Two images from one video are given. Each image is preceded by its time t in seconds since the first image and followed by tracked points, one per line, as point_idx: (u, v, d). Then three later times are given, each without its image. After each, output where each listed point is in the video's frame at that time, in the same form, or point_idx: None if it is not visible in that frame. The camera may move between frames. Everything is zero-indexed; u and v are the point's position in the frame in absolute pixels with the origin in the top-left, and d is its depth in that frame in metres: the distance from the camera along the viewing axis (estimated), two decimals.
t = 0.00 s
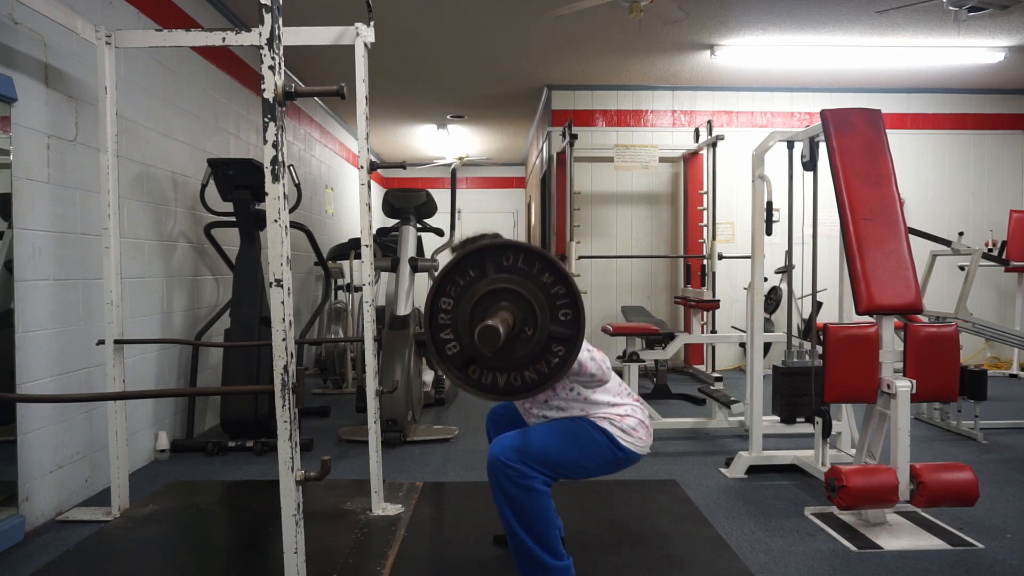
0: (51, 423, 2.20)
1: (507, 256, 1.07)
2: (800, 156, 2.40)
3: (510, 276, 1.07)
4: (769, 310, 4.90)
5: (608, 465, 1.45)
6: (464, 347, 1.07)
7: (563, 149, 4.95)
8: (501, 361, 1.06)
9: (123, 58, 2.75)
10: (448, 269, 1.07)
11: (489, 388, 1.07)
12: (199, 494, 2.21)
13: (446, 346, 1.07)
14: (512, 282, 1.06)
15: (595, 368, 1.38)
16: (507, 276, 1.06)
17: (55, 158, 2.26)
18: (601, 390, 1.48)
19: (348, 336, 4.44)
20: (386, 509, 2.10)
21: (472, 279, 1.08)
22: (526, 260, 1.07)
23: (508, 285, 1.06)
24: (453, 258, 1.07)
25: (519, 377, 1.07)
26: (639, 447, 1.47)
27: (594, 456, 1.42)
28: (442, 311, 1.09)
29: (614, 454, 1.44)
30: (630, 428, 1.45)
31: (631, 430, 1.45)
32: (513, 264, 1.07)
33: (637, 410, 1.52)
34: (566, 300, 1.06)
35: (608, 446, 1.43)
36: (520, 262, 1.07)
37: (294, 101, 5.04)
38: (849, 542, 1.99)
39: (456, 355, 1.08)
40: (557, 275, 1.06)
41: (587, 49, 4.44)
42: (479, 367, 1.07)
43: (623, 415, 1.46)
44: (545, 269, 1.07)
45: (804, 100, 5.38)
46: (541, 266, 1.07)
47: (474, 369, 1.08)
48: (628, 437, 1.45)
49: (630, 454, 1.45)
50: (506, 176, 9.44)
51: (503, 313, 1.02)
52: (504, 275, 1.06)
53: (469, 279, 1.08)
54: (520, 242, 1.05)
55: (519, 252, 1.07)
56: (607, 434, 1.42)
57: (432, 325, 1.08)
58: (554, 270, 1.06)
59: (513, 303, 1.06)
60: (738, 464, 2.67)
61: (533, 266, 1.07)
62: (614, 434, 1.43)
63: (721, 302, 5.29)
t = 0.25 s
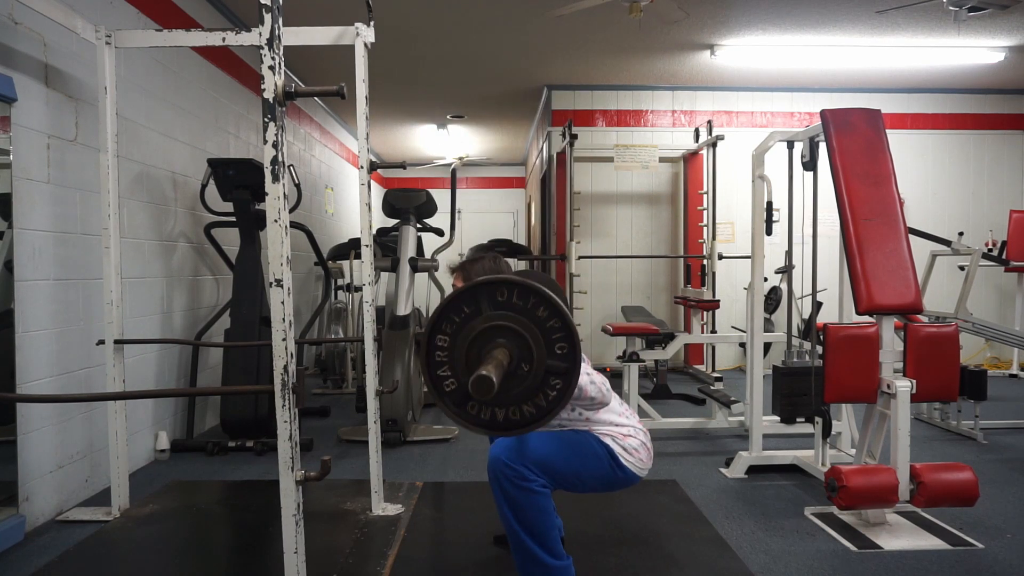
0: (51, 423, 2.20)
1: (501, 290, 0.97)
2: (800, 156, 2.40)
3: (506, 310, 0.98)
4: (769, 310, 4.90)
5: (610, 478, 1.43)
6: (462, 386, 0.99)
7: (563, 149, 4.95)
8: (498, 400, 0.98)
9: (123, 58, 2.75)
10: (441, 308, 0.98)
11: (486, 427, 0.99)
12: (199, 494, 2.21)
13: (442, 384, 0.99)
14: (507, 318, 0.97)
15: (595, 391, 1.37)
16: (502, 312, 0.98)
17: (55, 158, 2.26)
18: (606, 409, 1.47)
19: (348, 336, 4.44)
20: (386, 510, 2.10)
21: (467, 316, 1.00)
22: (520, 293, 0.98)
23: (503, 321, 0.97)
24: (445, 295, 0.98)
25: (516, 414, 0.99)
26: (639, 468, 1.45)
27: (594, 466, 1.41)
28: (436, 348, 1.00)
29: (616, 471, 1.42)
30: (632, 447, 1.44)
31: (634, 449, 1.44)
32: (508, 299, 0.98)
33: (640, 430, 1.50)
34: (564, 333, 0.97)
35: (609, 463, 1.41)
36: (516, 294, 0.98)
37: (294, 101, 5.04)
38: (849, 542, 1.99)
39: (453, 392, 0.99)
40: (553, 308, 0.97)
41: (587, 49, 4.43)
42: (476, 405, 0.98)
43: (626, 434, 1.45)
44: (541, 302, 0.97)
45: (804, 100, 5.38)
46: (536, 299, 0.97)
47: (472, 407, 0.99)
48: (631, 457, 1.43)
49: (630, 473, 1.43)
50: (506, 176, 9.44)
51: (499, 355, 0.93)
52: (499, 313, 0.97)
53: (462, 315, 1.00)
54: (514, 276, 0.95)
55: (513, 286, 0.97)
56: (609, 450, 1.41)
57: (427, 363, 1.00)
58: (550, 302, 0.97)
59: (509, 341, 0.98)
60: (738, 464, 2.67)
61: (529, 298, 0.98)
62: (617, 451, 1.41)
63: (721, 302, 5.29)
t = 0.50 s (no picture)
0: (52, 423, 2.20)
1: (496, 311, 0.99)
2: (801, 156, 2.40)
3: (501, 331, 0.99)
4: (769, 310, 4.90)
5: (610, 486, 1.44)
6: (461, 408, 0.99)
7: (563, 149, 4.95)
8: (497, 420, 0.99)
9: (123, 58, 2.75)
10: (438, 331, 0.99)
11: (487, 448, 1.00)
12: (199, 494, 2.21)
13: (440, 408, 1.00)
14: (504, 340, 0.98)
15: (594, 407, 1.44)
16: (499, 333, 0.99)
17: (55, 158, 2.26)
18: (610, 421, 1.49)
19: (348, 336, 4.44)
20: (386, 509, 2.10)
21: (464, 337, 1.01)
22: (516, 314, 0.99)
23: (500, 342, 0.98)
24: (441, 318, 0.99)
25: (516, 433, 1.00)
26: (639, 481, 1.47)
27: (593, 471, 1.41)
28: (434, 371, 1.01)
29: (617, 482, 1.43)
30: (634, 460, 1.46)
31: (635, 462, 1.46)
32: (504, 320, 0.99)
33: (642, 443, 1.53)
34: (560, 353, 0.98)
35: (608, 473, 1.42)
36: (511, 315, 0.99)
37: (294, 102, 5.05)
38: (849, 542, 1.99)
39: (452, 414, 1.00)
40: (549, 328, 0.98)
41: (587, 49, 4.43)
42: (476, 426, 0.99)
43: (629, 447, 1.48)
44: (537, 322, 0.98)
45: (804, 100, 5.38)
46: (532, 320, 0.98)
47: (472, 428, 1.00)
48: (632, 468, 1.45)
49: (631, 485, 1.45)
50: (506, 176, 9.45)
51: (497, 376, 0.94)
52: (496, 334, 0.98)
53: (459, 337, 1.00)
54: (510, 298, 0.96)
55: (509, 306, 0.98)
56: (611, 459, 1.43)
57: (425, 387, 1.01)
58: (546, 323, 0.98)
59: (507, 361, 0.98)
60: (738, 464, 2.67)
61: (524, 319, 0.99)
62: (618, 461, 1.43)
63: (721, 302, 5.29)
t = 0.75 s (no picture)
0: (51, 424, 2.20)
1: (495, 318, 0.98)
2: (801, 156, 2.40)
3: (500, 338, 0.99)
4: (769, 310, 4.90)
5: (611, 489, 1.44)
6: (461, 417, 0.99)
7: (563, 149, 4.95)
8: (497, 428, 0.98)
9: (123, 58, 2.75)
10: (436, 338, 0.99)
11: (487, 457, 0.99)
12: (199, 494, 2.21)
13: (440, 416, 1.00)
14: (503, 346, 0.98)
15: (595, 413, 1.42)
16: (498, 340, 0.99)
17: (55, 158, 2.26)
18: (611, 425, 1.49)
19: (348, 336, 4.44)
20: (386, 509, 2.10)
21: (463, 344, 1.00)
22: (515, 321, 0.99)
23: (499, 349, 0.98)
24: (440, 325, 0.99)
25: (517, 441, 0.99)
26: (640, 485, 1.47)
27: (595, 473, 1.42)
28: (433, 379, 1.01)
29: (618, 486, 1.44)
30: (635, 465, 1.46)
31: (636, 466, 1.46)
32: (503, 326, 0.99)
33: (644, 447, 1.53)
34: (560, 359, 0.98)
35: (609, 477, 1.43)
36: (510, 322, 0.99)
37: (294, 102, 5.04)
38: (849, 542, 1.99)
39: (452, 421, 1.00)
40: (549, 334, 0.98)
41: (587, 48, 4.43)
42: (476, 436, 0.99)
43: (630, 451, 1.48)
44: (536, 328, 0.98)
45: (804, 100, 5.38)
46: (532, 326, 0.98)
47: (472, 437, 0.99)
48: (633, 473, 1.46)
49: (632, 489, 1.46)
50: (506, 176, 9.44)
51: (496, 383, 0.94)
52: (495, 340, 0.98)
53: (457, 344, 1.00)
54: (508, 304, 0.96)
55: (507, 313, 0.98)
56: (612, 463, 1.43)
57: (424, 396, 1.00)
58: (545, 329, 0.98)
59: (506, 368, 0.98)
60: (738, 464, 2.66)
61: (523, 325, 0.99)
62: (619, 466, 1.43)
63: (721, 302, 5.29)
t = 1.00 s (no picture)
0: (51, 424, 2.20)
1: (495, 305, 1.03)
2: (800, 156, 2.40)
3: (499, 324, 1.04)
4: (769, 310, 4.90)
5: (609, 484, 1.44)
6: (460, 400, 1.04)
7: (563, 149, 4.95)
8: (496, 411, 1.03)
9: (123, 58, 2.75)
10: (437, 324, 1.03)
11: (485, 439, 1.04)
12: (199, 494, 2.21)
13: (441, 400, 1.05)
14: (502, 332, 1.03)
15: (594, 403, 1.40)
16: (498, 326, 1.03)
17: (55, 158, 2.26)
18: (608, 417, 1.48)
19: (348, 336, 4.44)
20: (386, 509, 2.10)
21: (463, 330, 1.05)
22: (514, 308, 1.03)
23: (498, 336, 1.03)
24: (441, 311, 1.03)
25: (515, 425, 1.05)
26: (640, 475, 1.46)
27: (594, 469, 1.41)
28: (433, 365, 1.05)
29: (618, 478, 1.43)
30: (635, 455, 1.45)
31: (636, 457, 1.45)
32: (502, 313, 1.03)
33: (641, 437, 1.52)
34: (559, 345, 1.02)
35: (608, 470, 1.42)
36: (509, 309, 1.03)
37: (294, 102, 5.04)
38: (849, 542, 1.99)
39: (452, 406, 1.05)
40: (547, 321, 1.03)
41: (587, 49, 4.43)
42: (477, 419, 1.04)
43: (628, 441, 1.47)
44: (535, 315, 1.03)
45: (804, 100, 5.38)
46: (531, 313, 1.03)
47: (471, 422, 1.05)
48: (633, 463, 1.44)
49: (633, 480, 1.44)
50: (506, 176, 9.44)
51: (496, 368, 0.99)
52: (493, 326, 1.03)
53: (458, 330, 1.05)
54: (508, 291, 1.00)
55: (507, 300, 1.02)
56: (610, 455, 1.42)
57: (426, 380, 1.05)
58: (544, 316, 1.03)
59: (505, 353, 1.03)
60: (738, 464, 2.66)
61: (522, 311, 1.03)
62: (617, 457, 1.42)
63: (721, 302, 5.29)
